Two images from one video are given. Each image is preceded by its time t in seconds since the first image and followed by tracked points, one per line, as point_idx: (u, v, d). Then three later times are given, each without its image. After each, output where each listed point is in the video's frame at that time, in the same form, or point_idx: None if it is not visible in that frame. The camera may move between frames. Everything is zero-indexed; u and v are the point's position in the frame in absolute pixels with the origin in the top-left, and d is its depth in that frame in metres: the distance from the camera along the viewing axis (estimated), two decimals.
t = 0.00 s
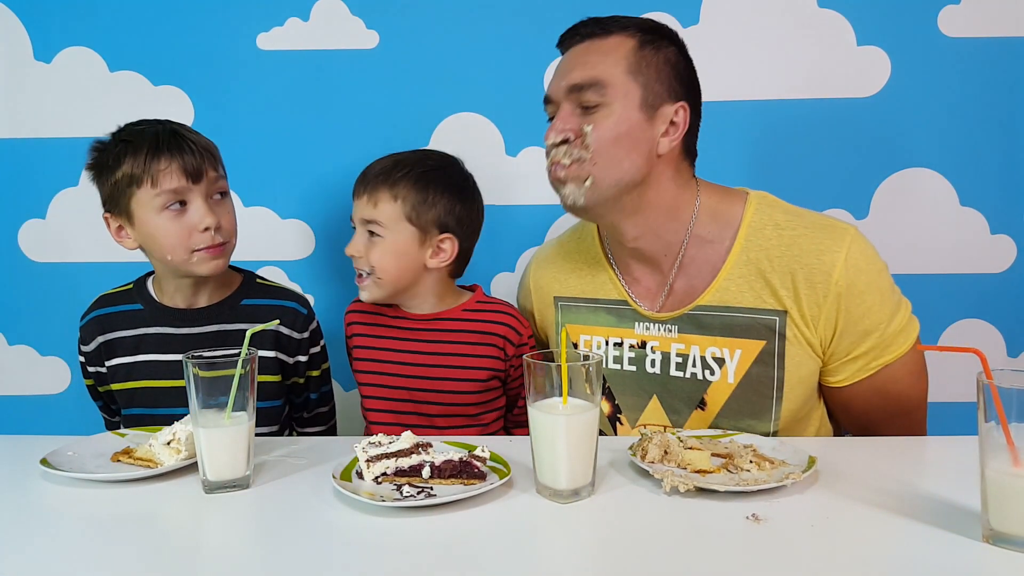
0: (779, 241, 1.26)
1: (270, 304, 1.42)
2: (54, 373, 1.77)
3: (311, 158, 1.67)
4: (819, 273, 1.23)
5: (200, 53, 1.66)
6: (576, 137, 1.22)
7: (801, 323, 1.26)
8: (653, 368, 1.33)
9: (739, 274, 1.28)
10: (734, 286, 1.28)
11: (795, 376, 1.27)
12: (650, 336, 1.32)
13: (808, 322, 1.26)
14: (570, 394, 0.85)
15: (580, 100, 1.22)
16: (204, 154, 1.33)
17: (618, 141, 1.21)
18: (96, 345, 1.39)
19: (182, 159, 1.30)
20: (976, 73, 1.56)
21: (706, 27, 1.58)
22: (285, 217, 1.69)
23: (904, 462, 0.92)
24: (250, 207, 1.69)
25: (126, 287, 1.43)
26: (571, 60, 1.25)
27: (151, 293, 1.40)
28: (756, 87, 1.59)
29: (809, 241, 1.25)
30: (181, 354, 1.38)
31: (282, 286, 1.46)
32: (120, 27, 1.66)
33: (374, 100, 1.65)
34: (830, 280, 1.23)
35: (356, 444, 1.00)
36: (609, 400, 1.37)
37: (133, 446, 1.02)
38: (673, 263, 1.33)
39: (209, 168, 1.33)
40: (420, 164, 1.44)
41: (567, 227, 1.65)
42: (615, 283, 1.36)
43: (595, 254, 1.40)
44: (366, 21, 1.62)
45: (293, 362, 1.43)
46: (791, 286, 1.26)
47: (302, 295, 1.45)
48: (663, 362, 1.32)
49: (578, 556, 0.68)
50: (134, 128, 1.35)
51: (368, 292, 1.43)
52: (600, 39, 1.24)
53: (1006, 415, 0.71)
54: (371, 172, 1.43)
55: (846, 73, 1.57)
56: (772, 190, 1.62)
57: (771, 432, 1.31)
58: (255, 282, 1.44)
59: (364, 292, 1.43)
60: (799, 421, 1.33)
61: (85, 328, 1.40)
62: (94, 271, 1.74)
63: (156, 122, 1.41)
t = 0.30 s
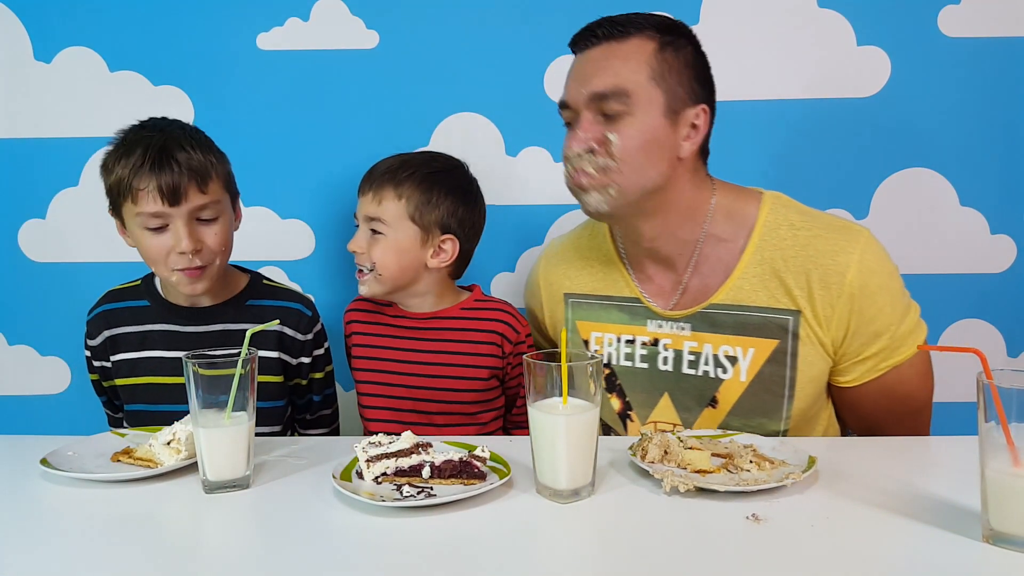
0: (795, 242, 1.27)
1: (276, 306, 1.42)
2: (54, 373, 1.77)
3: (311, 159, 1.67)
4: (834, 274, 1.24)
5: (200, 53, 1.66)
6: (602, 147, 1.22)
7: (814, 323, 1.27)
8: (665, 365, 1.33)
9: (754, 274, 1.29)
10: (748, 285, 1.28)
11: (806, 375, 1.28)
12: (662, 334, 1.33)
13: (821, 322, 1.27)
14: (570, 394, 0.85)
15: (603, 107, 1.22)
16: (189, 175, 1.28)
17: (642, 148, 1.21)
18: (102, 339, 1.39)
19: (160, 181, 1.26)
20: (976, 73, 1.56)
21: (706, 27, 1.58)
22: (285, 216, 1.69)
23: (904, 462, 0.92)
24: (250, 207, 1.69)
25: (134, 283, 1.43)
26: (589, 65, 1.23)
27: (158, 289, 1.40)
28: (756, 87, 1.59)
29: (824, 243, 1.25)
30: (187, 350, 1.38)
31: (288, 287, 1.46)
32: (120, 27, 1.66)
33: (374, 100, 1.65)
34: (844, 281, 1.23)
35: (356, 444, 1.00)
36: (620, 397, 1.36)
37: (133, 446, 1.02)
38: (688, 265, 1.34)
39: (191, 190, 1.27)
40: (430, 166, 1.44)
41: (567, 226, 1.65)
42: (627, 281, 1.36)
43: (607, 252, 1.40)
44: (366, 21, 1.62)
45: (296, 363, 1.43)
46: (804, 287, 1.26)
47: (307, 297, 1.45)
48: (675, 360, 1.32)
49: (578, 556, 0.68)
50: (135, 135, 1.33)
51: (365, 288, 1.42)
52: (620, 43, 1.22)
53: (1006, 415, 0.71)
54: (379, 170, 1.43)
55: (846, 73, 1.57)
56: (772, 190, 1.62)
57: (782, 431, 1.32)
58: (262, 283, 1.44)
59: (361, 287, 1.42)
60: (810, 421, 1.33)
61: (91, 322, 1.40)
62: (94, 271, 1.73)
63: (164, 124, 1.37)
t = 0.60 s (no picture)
0: (831, 257, 1.26)
1: (282, 308, 1.42)
2: (54, 373, 1.77)
3: (312, 158, 1.67)
4: (868, 291, 1.24)
5: (200, 54, 1.66)
6: (705, 242, 1.15)
7: (846, 339, 1.27)
8: (693, 376, 1.34)
9: (786, 289, 1.28)
10: (780, 300, 1.28)
11: (836, 389, 1.28)
12: (690, 345, 1.34)
13: (852, 338, 1.27)
14: (569, 394, 0.85)
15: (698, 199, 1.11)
16: (193, 180, 1.27)
17: (734, 230, 1.18)
18: (107, 337, 1.39)
19: (165, 185, 1.26)
20: (976, 73, 1.56)
21: (706, 27, 1.58)
22: (285, 216, 1.69)
23: (904, 462, 0.92)
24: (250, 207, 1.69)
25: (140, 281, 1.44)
26: (672, 158, 1.10)
27: (166, 289, 1.41)
28: (756, 87, 1.59)
29: (859, 258, 1.25)
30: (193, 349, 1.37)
31: (294, 289, 1.46)
32: (120, 26, 1.66)
33: (374, 100, 1.65)
34: (878, 298, 1.24)
35: (356, 444, 1.00)
36: (646, 405, 1.38)
37: (133, 446, 1.02)
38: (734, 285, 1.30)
39: (195, 196, 1.27)
40: (434, 163, 1.45)
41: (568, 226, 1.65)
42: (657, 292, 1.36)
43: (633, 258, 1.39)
44: (366, 21, 1.62)
45: (300, 365, 1.43)
46: (838, 303, 1.26)
47: (313, 299, 1.45)
48: (703, 371, 1.33)
49: (578, 557, 0.68)
50: (145, 136, 1.33)
51: (372, 285, 1.41)
52: (698, 132, 1.10)
53: (1006, 415, 0.71)
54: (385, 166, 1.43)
55: (846, 73, 1.57)
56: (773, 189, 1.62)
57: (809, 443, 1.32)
58: (268, 284, 1.44)
59: (368, 284, 1.41)
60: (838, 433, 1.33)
61: (97, 320, 1.40)
62: (94, 271, 1.73)
63: (176, 125, 1.37)
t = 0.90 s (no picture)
0: (854, 283, 1.24)
1: (290, 311, 1.40)
2: (53, 373, 1.77)
3: (311, 159, 1.67)
4: (891, 319, 1.22)
5: (200, 54, 1.66)
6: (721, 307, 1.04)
7: (867, 365, 1.24)
8: (708, 395, 1.33)
9: (805, 312, 1.26)
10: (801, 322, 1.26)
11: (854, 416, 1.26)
12: (707, 364, 1.33)
13: (873, 364, 1.24)
14: (570, 394, 0.85)
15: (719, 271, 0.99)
16: (204, 187, 1.27)
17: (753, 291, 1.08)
18: (113, 335, 1.39)
19: (176, 191, 1.25)
20: (977, 72, 1.55)
21: (706, 27, 1.58)
22: (285, 216, 1.69)
23: (906, 462, 0.92)
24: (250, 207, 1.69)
25: (147, 280, 1.43)
26: (692, 229, 0.97)
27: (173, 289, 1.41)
28: (757, 87, 1.59)
29: (883, 285, 1.23)
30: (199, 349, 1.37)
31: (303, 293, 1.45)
32: (120, 26, 1.66)
33: (374, 99, 1.65)
34: (900, 327, 1.21)
35: (356, 444, 1.00)
36: (659, 420, 1.38)
37: (133, 446, 1.01)
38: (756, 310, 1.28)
39: (206, 204, 1.26)
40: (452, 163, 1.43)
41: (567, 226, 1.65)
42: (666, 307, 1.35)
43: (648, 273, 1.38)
44: (365, 20, 1.62)
45: (306, 369, 1.42)
46: (859, 330, 1.24)
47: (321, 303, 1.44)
48: (719, 391, 1.32)
49: (579, 557, 0.68)
50: (157, 139, 1.33)
51: (431, 283, 1.40)
52: (725, 204, 0.97)
53: (1006, 414, 0.71)
54: (417, 162, 1.40)
55: (847, 73, 1.57)
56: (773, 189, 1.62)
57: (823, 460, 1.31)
58: (276, 287, 1.43)
59: (428, 282, 1.39)
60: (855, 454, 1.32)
61: (103, 318, 1.40)
62: (93, 271, 1.73)
63: (189, 130, 1.37)
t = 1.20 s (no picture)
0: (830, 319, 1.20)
1: (303, 313, 1.41)
2: (54, 373, 1.78)
3: (312, 159, 1.68)
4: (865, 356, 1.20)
5: (201, 56, 1.66)
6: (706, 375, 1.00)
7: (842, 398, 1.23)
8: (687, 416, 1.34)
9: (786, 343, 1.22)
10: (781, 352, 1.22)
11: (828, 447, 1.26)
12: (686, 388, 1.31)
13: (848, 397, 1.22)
14: (570, 394, 0.85)
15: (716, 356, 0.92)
16: (222, 198, 1.26)
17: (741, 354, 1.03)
18: (124, 332, 1.40)
19: (192, 202, 1.24)
20: (975, 73, 1.56)
21: (706, 28, 1.59)
22: (286, 217, 1.70)
23: (904, 462, 0.92)
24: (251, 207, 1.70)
25: (159, 278, 1.44)
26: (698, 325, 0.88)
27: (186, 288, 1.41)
28: (756, 88, 1.59)
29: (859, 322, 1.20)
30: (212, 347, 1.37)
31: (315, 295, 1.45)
32: (122, 28, 1.67)
33: (375, 100, 1.65)
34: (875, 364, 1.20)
35: (357, 443, 1.01)
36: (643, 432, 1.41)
37: (136, 445, 1.02)
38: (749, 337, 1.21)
39: (221, 216, 1.25)
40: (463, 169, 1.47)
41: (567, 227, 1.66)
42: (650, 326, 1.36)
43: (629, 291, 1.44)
44: (366, 22, 1.63)
45: (316, 370, 1.42)
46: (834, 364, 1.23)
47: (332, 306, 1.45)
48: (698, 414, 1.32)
49: (578, 556, 0.68)
50: (177, 145, 1.32)
51: (457, 276, 1.41)
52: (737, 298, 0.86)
53: (1005, 415, 0.71)
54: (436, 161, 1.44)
55: (846, 74, 1.57)
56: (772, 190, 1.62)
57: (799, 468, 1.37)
58: (289, 288, 1.42)
59: (456, 276, 1.41)
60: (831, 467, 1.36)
61: (114, 315, 1.41)
62: (94, 271, 1.74)
63: (210, 136, 1.35)
